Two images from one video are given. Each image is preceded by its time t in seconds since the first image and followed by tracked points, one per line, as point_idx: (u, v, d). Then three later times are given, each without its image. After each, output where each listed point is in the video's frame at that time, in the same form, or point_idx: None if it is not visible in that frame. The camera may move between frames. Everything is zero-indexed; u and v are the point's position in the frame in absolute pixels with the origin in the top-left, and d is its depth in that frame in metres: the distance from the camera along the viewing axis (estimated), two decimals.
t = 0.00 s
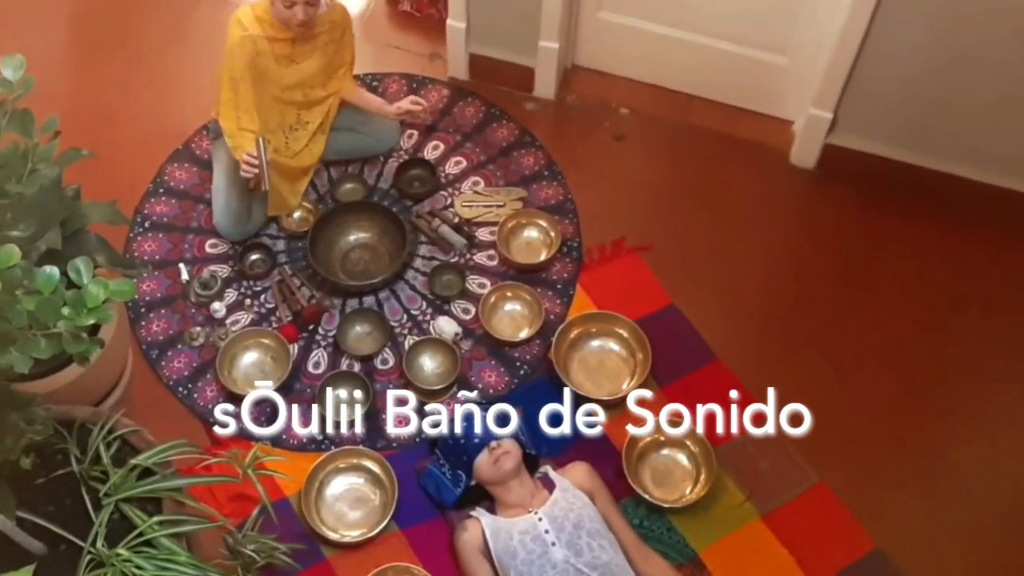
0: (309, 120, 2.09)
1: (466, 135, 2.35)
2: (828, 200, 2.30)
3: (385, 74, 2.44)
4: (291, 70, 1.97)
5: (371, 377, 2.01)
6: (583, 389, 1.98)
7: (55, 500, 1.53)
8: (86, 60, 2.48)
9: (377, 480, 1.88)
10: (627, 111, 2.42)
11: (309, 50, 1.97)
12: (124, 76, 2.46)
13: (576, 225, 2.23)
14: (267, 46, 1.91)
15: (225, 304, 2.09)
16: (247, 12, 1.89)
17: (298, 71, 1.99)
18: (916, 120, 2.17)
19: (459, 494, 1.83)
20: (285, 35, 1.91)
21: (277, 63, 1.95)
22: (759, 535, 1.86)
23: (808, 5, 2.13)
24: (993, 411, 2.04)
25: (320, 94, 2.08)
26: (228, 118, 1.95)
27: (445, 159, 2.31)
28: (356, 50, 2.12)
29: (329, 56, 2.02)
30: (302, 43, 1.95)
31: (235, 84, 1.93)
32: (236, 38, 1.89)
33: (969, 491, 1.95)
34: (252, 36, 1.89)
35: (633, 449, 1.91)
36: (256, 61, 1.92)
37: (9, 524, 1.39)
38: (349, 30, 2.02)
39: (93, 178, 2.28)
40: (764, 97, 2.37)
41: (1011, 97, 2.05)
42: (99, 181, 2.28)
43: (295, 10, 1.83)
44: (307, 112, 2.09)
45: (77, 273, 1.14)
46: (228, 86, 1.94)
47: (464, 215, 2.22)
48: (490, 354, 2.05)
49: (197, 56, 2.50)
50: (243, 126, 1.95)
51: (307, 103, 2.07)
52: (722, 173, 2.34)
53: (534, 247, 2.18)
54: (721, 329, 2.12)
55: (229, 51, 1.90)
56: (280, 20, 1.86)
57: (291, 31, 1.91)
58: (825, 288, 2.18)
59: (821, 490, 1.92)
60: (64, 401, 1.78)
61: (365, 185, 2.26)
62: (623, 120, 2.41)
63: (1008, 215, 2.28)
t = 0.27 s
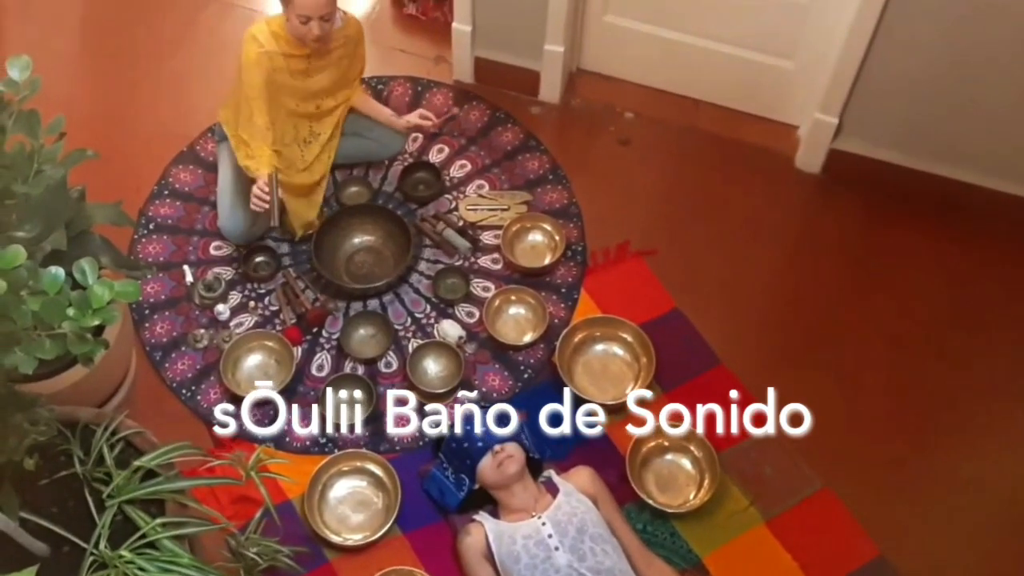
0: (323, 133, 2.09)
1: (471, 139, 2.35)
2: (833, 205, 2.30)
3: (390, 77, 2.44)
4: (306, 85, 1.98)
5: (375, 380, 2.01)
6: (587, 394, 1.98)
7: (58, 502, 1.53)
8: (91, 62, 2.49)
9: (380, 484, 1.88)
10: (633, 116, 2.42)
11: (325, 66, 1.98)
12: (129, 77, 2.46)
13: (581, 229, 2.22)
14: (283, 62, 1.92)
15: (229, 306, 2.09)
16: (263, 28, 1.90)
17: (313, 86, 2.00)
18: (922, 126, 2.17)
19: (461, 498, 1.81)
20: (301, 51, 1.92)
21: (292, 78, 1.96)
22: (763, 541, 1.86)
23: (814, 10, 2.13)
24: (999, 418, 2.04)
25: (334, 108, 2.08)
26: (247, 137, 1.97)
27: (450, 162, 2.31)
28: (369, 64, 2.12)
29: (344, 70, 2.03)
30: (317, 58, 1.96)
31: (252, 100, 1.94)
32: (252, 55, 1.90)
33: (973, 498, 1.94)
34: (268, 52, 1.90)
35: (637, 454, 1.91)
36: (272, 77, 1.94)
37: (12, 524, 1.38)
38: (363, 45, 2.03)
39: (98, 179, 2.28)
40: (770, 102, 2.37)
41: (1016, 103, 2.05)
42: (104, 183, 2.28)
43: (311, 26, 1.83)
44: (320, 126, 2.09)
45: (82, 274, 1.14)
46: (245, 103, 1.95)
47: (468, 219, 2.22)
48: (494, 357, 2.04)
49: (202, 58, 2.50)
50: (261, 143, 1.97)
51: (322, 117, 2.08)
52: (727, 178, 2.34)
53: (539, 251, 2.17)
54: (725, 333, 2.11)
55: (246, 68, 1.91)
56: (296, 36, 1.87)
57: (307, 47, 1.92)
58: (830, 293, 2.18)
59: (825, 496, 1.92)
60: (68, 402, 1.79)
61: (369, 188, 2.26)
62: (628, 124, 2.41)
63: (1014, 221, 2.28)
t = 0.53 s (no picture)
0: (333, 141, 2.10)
1: (474, 141, 2.35)
2: (837, 209, 2.29)
3: (394, 79, 2.44)
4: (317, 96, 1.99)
5: (377, 381, 2.01)
6: (589, 397, 1.98)
7: (60, 502, 1.53)
8: (95, 63, 2.49)
9: (382, 485, 1.88)
10: (636, 118, 2.42)
11: (336, 76, 1.98)
12: (133, 78, 2.47)
13: (584, 232, 2.22)
14: (296, 76, 1.92)
15: (232, 307, 2.09)
16: (273, 43, 1.90)
17: (324, 95, 2.00)
18: (927, 129, 2.16)
19: (464, 499, 1.80)
20: (313, 63, 1.92)
21: (304, 90, 1.96)
22: (766, 544, 1.86)
23: (819, 13, 2.13)
24: (1003, 422, 2.03)
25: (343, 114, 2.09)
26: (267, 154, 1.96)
27: (453, 164, 2.31)
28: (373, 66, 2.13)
29: (352, 77, 2.04)
30: (329, 69, 1.96)
31: (268, 117, 1.93)
32: (265, 71, 1.90)
33: (977, 502, 1.94)
34: (281, 67, 1.90)
35: (640, 457, 1.90)
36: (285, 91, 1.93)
37: (14, 524, 1.38)
38: (370, 49, 2.05)
39: (101, 179, 2.28)
40: (775, 105, 2.37)
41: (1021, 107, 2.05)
42: (107, 184, 2.28)
43: (325, 39, 1.83)
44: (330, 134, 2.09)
45: (85, 274, 1.13)
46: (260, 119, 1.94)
47: (471, 221, 2.22)
48: (496, 360, 2.04)
49: (206, 59, 2.51)
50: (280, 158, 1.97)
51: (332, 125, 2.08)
52: (731, 181, 2.34)
53: (542, 253, 2.17)
54: (728, 336, 2.11)
55: (259, 83, 1.91)
56: (309, 49, 1.87)
57: (318, 59, 1.92)
58: (833, 297, 2.18)
59: (829, 499, 1.92)
60: (71, 402, 1.79)
61: (372, 190, 2.26)
62: (632, 126, 2.41)
63: (1018, 225, 2.27)
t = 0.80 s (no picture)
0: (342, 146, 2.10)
1: (476, 142, 2.35)
2: (839, 210, 2.29)
3: (396, 80, 2.44)
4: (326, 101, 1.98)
5: (379, 382, 2.01)
6: (591, 398, 1.98)
7: (61, 502, 1.54)
8: (97, 63, 2.49)
9: (383, 486, 1.88)
10: (638, 119, 2.42)
11: (344, 81, 1.98)
12: (135, 78, 2.47)
13: (585, 233, 2.22)
14: (305, 82, 1.92)
15: (234, 307, 2.09)
16: (281, 50, 1.89)
17: (333, 100, 2.00)
18: (929, 132, 2.16)
19: (465, 500, 1.80)
20: (322, 69, 1.92)
21: (313, 97, 1.96)
22: (767, 546, 1.86)
23: (821, 14, 2.13)
24: (1005, 425, 2.03)
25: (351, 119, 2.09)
26: (281, 160, 1.94)
27: (455, 165, 2.31)
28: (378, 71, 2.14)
29: (360, 82, 2.03)
30: (337, 75, 1.96)
31: (280, 124, 1.92)
32: (274, 78, 1.89)
33: (979, 504, 1.94)
34: (290, 75, 1.89)
35: (641, 459, 1.90)
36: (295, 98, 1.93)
37: (16, 524, 1.38)
38: (375, 53, 2.04)
39: (102, 180, 2.28)
40: (778, 107, 2.37)
41: None
42: (109, 184, 2.28)
43: (334, 45, 1.83)
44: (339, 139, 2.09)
45: (87, 275, 1.13)
46: (272, 127, 1.93)
47: (473, 222, 2.22)
48: (498, 361, 2.04)
49: (208, 60, 2.51)
50: (295, 164, 1.96)
51: (342, 130, 2.08)
52: (732, 182, 2.33)
53: (544, 255, 2.17)
54: (730, 338, 2.11)
55: (270, 91, 1.90)
56: (317, 55, 1.86)
57: (326, 65, 1.92)
58: (835, 299, 2.17)
59: (830, 501, 1.92)
60: (72, 403, 1.79)
61: (374, 190, 2.26)
62: (634, 128, 2.41)
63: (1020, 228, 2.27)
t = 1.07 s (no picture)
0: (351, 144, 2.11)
1: (478, 142, 2.35)
2: (839, 211, 2.29)
3: (398, 80, 2.44)
4: (333, 100, 1.99)
5: (380, 382, 2.01)
6: (591, 398, 1.98)
7: (63, 502, 1.54)
8: (98, 63, 2.49)
9: (384, 486, 1.88)
10: (639, 120, 2.42)
11: (351, 79, 1.98)
12: (136, 78, 2.47)
13: (586, 233, 2.22)
14: (312, 83, 1.92)
15: (235, 307, 2.09)
16: (287, 51, 1.90)
17: (341, 100, 2.01)
18: (930, 133, 2.17)
19: (466, 501, 1.80)
20: (328, 69, 1.93)
21: (320, 97, 1.96)
22: (767, 546, 1.86)
23: (822, 15, 2.13)
24: (1005, 426, 2.03)
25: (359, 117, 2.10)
26: (296, 159, 1.96)
27: (456, 165, 2.31)
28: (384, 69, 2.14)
29: (366, 80, 2.04)
30: (343, 75, 1.96)
31: (290, 124, 1.93)
32: (281, 80, 1.90)
33: (979, 505, 1.94)
34: (297, 75, 1.90)
35: (642, 459, 1.90)
36: (303, 98, 1.94)
37: (18, 524, 1.39)
38: (379, 52, 2.05)
39: (104, 179, 2.29)
40: (779, 108, 2.37)
41: None
42: (111, 184, 2.28)
43: (341, 46, 1.83)
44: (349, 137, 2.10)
45: (89, 275, 1.13)
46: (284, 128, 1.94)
47: (474, 222, 2.22)
48: (499, 361, 2.04)
49: (209, 60, 2.51)
50: (309, 162, 1.97)
51: (351, 129, 2.08)
52: (733, 183, 2.34)
53: (545, 255, 2.17)
54: (731, 338, 2.11)
55: (279, 92, 1.91)
56: (323, 56, 1.87)
57: (332, 65, 1.92)
58: (836, 299, 2.18)
59: (830, 501, 1.92)
60: (73, 402, 1.79)
61: (375, 190, 2.27)
62: (635, 128, 2.41)
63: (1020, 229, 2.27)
